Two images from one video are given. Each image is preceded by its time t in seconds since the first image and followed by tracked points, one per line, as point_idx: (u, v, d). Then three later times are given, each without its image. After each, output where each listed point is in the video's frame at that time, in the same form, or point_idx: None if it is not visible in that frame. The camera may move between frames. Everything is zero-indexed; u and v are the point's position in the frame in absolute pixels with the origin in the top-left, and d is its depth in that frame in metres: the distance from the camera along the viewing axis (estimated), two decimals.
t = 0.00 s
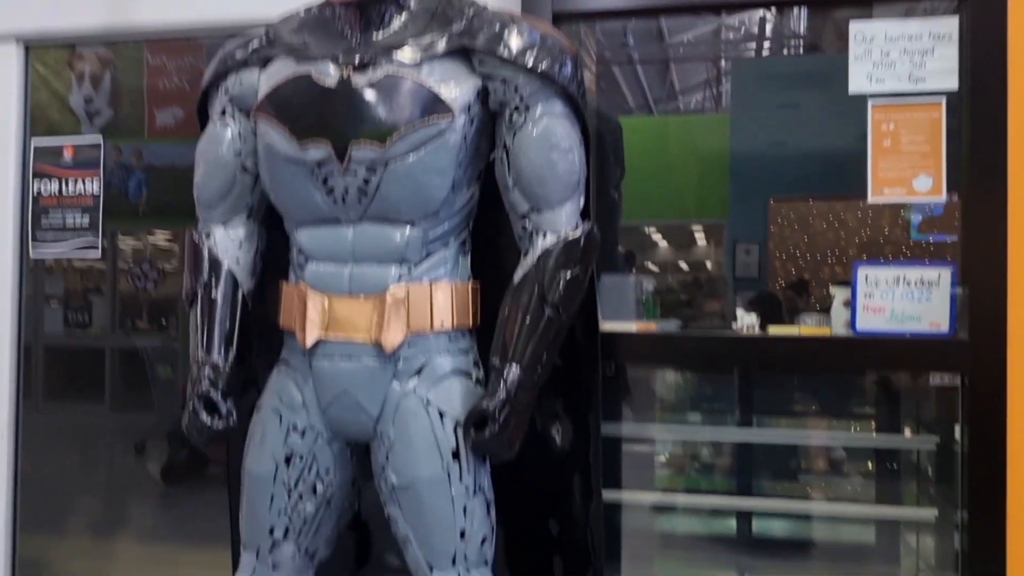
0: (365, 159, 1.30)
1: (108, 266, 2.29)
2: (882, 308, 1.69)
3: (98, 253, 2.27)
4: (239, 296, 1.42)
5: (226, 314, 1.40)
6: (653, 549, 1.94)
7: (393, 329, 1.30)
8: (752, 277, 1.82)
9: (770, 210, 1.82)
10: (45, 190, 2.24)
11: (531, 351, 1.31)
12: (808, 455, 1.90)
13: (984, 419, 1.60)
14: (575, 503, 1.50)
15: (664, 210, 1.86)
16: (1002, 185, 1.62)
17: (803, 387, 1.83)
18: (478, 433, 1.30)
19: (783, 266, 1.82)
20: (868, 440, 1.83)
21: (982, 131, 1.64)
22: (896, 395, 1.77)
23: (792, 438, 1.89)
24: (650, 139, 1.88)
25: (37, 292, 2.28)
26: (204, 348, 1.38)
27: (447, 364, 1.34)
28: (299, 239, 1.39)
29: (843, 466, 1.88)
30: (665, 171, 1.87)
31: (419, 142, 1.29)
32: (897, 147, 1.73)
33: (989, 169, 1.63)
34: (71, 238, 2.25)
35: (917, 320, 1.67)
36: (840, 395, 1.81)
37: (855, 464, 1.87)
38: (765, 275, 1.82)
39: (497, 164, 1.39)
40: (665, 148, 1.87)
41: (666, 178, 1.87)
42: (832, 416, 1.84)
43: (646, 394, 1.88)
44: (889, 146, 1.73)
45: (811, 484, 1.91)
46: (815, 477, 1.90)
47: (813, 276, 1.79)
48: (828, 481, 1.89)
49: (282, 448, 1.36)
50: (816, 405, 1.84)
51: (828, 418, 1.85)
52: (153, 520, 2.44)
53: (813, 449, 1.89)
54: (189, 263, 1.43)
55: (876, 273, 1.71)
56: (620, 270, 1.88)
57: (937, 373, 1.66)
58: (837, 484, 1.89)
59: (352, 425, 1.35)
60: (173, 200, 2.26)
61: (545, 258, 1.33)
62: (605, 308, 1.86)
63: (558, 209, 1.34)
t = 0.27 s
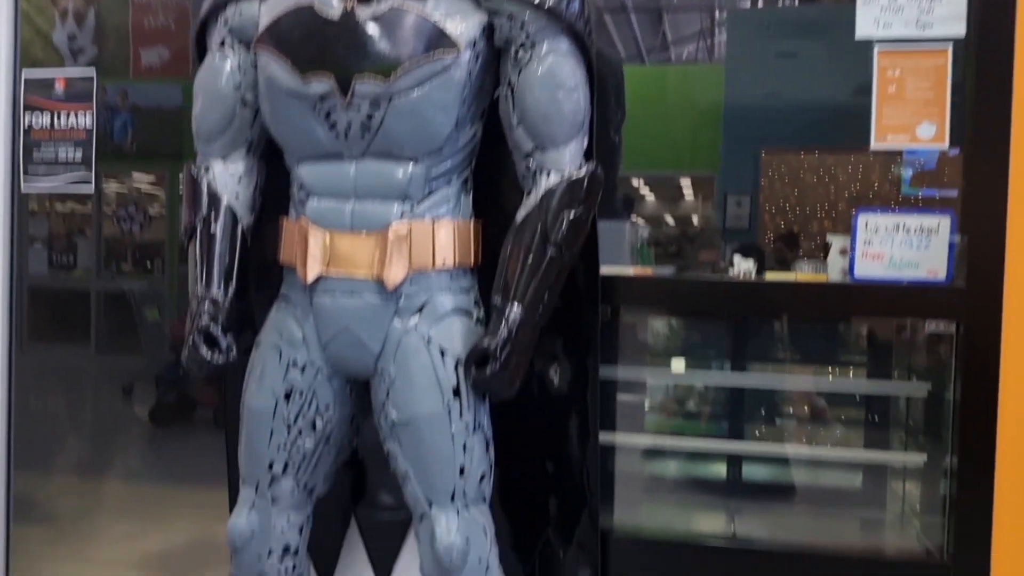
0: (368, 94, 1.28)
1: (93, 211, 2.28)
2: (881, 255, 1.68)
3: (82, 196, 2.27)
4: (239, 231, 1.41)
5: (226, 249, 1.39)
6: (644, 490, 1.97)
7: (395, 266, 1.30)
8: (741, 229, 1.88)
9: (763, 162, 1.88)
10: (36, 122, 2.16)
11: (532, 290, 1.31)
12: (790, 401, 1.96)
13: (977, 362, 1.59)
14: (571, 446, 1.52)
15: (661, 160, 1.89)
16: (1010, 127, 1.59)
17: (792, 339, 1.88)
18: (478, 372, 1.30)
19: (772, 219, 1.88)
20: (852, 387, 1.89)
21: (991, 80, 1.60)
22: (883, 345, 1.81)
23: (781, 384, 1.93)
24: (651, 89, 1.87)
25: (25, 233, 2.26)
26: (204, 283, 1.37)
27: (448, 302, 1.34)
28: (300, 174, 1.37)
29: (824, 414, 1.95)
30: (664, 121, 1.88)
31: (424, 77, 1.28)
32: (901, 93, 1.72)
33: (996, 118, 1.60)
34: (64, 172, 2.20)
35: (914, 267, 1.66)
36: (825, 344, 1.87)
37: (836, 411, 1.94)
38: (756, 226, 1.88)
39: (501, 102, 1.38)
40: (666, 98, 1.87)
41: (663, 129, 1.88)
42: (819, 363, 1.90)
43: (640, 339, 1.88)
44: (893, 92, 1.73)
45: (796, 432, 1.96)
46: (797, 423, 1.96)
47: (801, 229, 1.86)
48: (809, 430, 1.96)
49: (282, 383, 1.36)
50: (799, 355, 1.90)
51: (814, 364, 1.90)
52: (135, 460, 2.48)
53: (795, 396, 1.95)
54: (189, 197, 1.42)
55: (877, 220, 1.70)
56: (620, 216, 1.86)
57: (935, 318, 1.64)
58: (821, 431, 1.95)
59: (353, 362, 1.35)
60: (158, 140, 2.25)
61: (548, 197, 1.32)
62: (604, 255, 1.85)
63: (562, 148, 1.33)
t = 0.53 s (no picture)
0: (374, 19, 1.26)
1: (78, 144, 2.24)
2: (883, 195, 1.69)
3: (67, 127, 2.23)
4: (239, 158, 1.39)
5: (227, 176, 1.38)
6: (631, 429, 1.91)
7: (399, 196, 1.30)
8: (736, 171, 1.85)
9: (757, 104, 1.83)
10: (27, 45, 2.12)
11: (537, 222, 1.30)
12: (775, 341, 1.93)
13: (973, 303, 1.62)
14: (570, 382, 1.53)
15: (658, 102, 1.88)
16: (1018, 67, 1.59)
17: (782, 278, 1.86)
18: (482, 303, 1.30)
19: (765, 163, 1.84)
20: (841, 327, 1.88)
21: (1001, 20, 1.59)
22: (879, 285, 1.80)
23: (769, 323, 1.91)
24: (652, 30, 1.85)
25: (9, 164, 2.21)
26: (205, 210, 1.36)
27: (452, 234, 1.34)
28: (302, 101, 1.35)
29: (809, 354, 1.92)
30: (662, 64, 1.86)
31: (431, 3, 1.25)
32: (910, 31, 1.68)
33: (1004, 59, 1.59)
34: (57, 96, 2.14)
35: (916, 208, 1.67)
36: (815, 283, 1.86)
37: (822, 351, 1.91)
38: (750, 169, 1.84)
39: (508, 31, 1.36)
40: (666, 40, 1.85)
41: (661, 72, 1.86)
42: (808, 302, 1.89)
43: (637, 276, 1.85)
44: (902, 30, 1.68)
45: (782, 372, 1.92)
46: (781, 363, 1.93)
47: (794, 174, 1.82)
48: (797, 369, 1.92)
49: (284, 313, 1.35)
50: (787, 295, 1.89)
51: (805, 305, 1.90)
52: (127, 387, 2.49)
53: (782, 335, 1.92)
54: (187, 123, 1.39)
55: (880, 160, 1.71)
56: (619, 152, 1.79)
57: (932, 261, 1.67)
58: (806, 372, 1.92)
59: (356, 292, 1.35)
60: (144, 69, 2.20)
61: (554, 128, 1.31)
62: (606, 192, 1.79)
63: (570, 79, 1.32)
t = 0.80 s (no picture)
0: None
1: (60, 81, 2.15)
2: (886, 139, 1.61)
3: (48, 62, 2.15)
4: (241, 91, 1.37)
5: (228, 109, 1.36)
6: (620, 371, 1.83)
7: (404, 132, 1.28)
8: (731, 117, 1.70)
9: (751, 48, 1.68)
10: None
11: (543, 160, 1.30)
12: (760, 287, 1.82)
13: (973, 251, 1.59)
14: (569, 322, 1.54)
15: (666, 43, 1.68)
16: None
17: (768, 220, 1.76)
18: (486, 241, 1.30)
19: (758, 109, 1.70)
20: (829, 272, 1.77)
21: None
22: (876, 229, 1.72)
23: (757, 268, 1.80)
24: None
25: None
26: (206, 144, 1.35)
27: (456, 170, 1.33)
28: (305, 33, 1.33)
29: (795, 300, 1.81)
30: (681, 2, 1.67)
31: None
32: None
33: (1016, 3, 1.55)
34: (47, 27, 2.08)
35: (917, 154, 1.60)
36: (803, 229, 1.76)
37: (808, 298, 1.81)
38: (744, 115, 1.69)
39: None
40: None
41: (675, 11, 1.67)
42: (798, 245, 1.78)
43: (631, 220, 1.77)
44: None
45: (769, 316, 1.83)
46: (767, 307, 1.83)
47: (787, 121, 1.69)
48: (785, 314, 1.82)
49: (286, 248, 1.35)
50: (775, 238, 1.78)
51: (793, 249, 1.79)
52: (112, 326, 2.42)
53: (769, 280, 1.81)
54: (186, 53, 1.37)
55: (885, 102, 1.60)
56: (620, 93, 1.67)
57: (931, 207, 1.62)
58: (795, 317, 1.82)
59: (359, 228, 1.34)
60: None
61: (562, 65, 1.29)
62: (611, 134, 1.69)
63: (577, 16, 1.30)
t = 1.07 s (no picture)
0: None
1: (41, 20, 2.19)
2: (892, 85, 1.55)
3: None
4: (243, 26, 1.34)
5: (230, 45, 1.33)
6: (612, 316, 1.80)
7: (410, 70, 1.27)
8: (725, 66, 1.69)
9: None
10: None
11: (550, 100, 1.29)
12: (750, 234, 1.79)
13: (974, 204, 1.53)
14: (571, 266, 1.55)
15: None
16: None
17: (761, 169, 1.72)
18: (494, 181, 1.30)
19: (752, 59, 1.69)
20: (819, 217, 1.74)
21: None
22: (870, 176, 1.68)
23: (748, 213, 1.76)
24: None
25: None
26: (207, 79, 1.33)
27: (462, 110, 1.32)
28: None
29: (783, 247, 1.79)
30: None
31: None
32: None
33: None
34: None
35: (923, 100, 1.54)
36: (793, 176, 1.73)
37: (796, 243, 1.78)
38: (738, 63, 1.69)
39: None
40: None
41: None
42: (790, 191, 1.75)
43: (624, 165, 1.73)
44: None
45: (760, 261, 1.79)
46: (758, 252, 1.79)
47: (780, 70, 1.68)
48: (777, 260, 1.79)
49: (290, 186, 1.34)
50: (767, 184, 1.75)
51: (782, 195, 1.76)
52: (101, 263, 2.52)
53: (757, 227, 1.78)
54: None
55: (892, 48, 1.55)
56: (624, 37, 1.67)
57: (933, 153, 1.55)
58: (788, 262, 1.79)
59: (363, 166, 1.33)
60: None
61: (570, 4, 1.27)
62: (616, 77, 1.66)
63: None
